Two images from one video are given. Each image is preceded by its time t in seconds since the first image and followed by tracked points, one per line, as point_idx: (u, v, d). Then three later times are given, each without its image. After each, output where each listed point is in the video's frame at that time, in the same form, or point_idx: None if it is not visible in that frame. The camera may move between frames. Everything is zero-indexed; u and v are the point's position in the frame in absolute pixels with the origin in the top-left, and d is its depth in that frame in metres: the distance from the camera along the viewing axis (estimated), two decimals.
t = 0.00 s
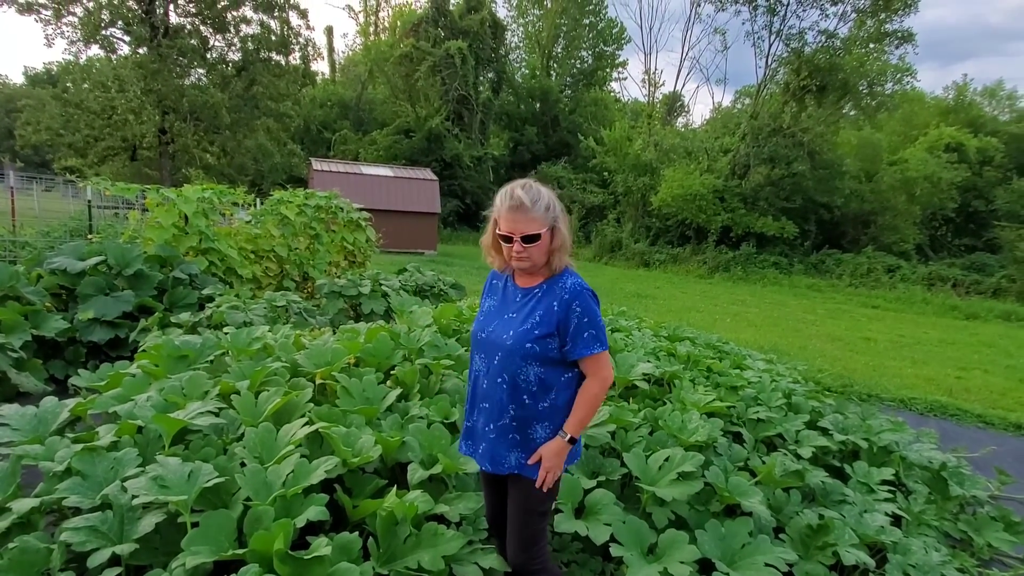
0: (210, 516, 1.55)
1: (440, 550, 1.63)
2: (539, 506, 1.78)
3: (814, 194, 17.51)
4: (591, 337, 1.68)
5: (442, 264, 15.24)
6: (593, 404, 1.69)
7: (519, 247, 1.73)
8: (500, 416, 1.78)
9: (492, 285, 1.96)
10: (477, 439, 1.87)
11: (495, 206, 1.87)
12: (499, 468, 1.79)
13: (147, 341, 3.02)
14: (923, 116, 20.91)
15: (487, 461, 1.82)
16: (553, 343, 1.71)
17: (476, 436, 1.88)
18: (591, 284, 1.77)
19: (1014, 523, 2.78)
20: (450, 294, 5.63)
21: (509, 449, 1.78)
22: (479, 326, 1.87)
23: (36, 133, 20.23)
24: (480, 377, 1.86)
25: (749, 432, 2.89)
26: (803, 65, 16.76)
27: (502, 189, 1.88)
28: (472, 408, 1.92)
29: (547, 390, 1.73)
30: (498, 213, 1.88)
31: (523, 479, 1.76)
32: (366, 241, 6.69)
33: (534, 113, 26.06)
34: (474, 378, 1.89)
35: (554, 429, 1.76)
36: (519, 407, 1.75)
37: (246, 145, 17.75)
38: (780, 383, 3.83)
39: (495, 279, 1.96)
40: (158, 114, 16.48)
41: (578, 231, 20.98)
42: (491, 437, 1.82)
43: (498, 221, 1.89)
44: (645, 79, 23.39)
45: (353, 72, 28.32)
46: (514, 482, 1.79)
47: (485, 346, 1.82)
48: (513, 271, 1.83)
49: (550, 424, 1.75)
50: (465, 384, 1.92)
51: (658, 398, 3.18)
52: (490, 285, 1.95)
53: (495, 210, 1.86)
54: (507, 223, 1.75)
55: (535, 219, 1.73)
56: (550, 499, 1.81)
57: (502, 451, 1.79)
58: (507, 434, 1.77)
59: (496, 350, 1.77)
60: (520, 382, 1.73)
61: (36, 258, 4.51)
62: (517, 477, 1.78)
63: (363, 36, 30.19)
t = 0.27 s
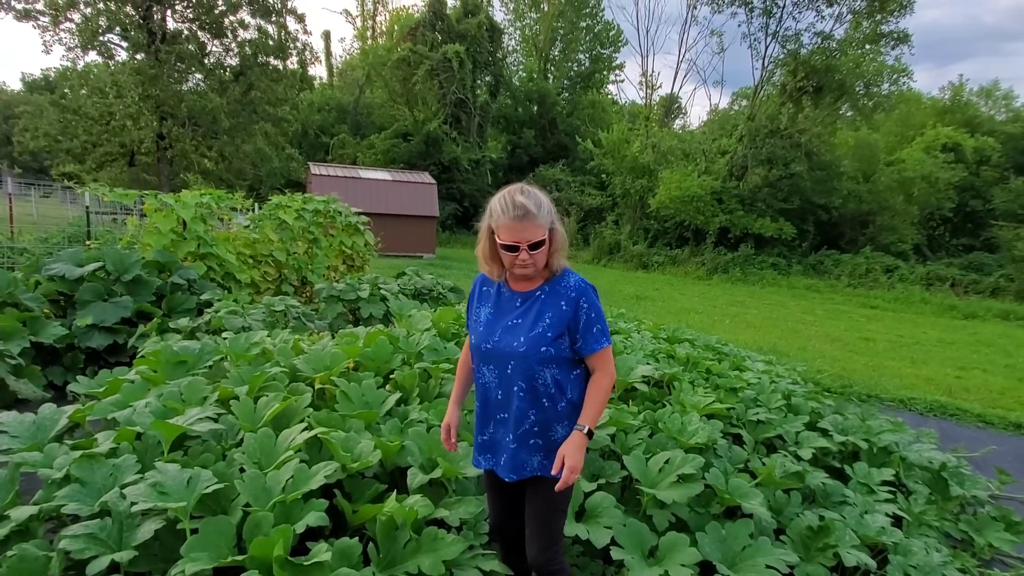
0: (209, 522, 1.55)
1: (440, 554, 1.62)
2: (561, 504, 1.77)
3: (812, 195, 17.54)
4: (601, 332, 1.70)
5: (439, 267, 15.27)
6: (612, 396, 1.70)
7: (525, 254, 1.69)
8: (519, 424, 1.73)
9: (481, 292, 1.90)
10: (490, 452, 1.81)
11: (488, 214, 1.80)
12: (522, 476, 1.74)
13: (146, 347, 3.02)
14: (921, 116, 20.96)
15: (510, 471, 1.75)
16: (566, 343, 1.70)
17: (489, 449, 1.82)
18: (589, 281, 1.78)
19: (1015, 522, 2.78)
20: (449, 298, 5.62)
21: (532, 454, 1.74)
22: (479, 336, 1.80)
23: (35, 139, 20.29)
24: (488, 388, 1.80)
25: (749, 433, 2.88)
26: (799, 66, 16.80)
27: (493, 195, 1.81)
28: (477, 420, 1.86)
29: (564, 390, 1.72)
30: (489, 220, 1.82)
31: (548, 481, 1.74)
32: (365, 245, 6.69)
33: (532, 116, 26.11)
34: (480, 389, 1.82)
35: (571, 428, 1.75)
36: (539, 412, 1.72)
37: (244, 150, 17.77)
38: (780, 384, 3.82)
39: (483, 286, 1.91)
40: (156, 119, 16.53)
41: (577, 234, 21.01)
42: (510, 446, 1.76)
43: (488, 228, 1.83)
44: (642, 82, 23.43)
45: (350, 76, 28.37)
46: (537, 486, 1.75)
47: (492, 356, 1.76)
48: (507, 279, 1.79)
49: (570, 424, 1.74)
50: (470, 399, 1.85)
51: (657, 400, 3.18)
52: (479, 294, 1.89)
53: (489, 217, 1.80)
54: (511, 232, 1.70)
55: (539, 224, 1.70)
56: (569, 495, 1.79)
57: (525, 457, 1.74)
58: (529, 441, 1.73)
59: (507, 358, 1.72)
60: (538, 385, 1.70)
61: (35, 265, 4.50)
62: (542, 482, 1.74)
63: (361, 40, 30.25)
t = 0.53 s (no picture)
0: (205, 533, 1.54)
1: (437, 563, 1.62)
2: (577, 507, 1.75)
3: (807, 201, 17.60)
4: (615, 339, 1.73)
5: (435, 274, 15.29)
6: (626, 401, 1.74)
7: (543, 266, 1.68)
8: (538, 435, 1.72)
9: (482, 302, 1.85)
10: (503, 467, 1.76)
11: (499, 226, 1.76)
12: (543, 488, 1.72)
13: (142, 356, 3.01)
14: (914, 121, 21.07)
15: (531, 485, 1.72)
16: (583, 352, 1.71)
17: (502, 465, 1.77)
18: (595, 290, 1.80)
19: (1012, 527, 2.79)
20: (446, 304, 5.63)
21: (552, 467, 1.71)
22: (488, 350, 1.75)
23: (31, 147, 20.30)
24: (500, 402, 1.75)
25: (745, 440, 2.88)
26: (793, 72, 16.89)
27: (503, 208, 1.78)
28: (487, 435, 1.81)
29: (580, 398, 1.72)
30: (498, 232, 1.78)
31: (567, 489, 1.72)
32: (361, 253, 6.69)
33: (527, 122, 26.20)
34: (489, 404, 1.77)
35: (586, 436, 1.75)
36: (558, 422, 1.71)
37: (240, 157, 17.78)
38: (776, 390, 3.83)
39: (483, 296, 1.86)
40: (153, 127, 16.54)
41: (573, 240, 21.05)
42: (528, 459, 1.73)
43: (495, 240, 1.79)
44: (637, 88, 23.52)
45: (346, 83, 28.43)
46: (556, 495, 1.73)
47: (505, 369, 1.72)
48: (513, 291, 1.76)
49: (586, 431, 1.74)
50: (477, 416, 1.78)
51: (654, 407, 3.18)
52: (481, 305, 1.84)
53: (500, 230, 1.76)
54: (533, 245, 1.68)
55: (556, 237, 1.70)
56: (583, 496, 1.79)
57: (545, 470, 1.72)
58: (549, 452, 1.72)
59: (524, 370, 1.69)
60: (559, 396, 1.69)
61: (31, 274, 4.49)
62: (560, 491, 1.72)
63: (357, 48, 30.35)
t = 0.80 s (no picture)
0: (194, 541, 1.52)
1: (427, 572, 1.61)
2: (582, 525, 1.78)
3: (799, 207, 17.68)
4: (630, 356, 1.78)
5: (429, 280, 15.30)
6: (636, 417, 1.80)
7: (582, 283, 1.66)
8: (559, 452, 1.70)
9: (498, 313, 1.78)
10: (517, 485, 1.72)
11: (537, 239, 1.69)
12: (558, 507, 1.71)
13: (133, 363, 2.99)
14: (904, 129, 21.23)
15: (549, 505, 1.70)
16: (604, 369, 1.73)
17: (516, 484, 1.72)
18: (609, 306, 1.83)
19: (1003, 533, 2.80)
20: (438, 311, 5.62)
21: (568, 485, 1.71)
22: (509, 363, 1.69)
23: (22, 152, 20.23)
24: (519, 418, 1.71)
25: (737, 446, 2.89)
26: (784, 80, 17.01)
27: (539, 220, 1.71)
28: (500, 453, 1.75)
29: (597, 415, 1.74)
30: (530, 244, 1.71)
31: (578, 507, 1.74)
32: (354, 258, 6.68)
33: (521, 129, 26.29)
34: (506, 421, 1.72)
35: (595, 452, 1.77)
36: (577, 440, 1.71)
37: (233, 163, 17.75)
38: (768, 396, 3.84)
39: (499, 306, 1.79)
40: (146, 133, 16.52)
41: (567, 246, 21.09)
42: (544, 478, 1.71)
43: (525, 250, 1.71)
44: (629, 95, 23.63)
45: (339, 89, 28.46)
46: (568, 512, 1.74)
47: (529, 385, 1.67)
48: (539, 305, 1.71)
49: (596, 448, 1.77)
50: (493, 433, 1.72)
51: (646, 414, 3.18)
52: (498, 317, 1.77)
53: (537, 242, 1.68)
54: (578, 264, 1.65)
55: (594, 255, 1.69)
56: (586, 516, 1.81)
57: (561, 489, 1.71)
58: (566, 471, 1.71)
59: (548, 385, 1.66)
60: (582, 413, 1.69)
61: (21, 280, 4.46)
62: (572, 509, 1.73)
63: (351, 54, 30.39)
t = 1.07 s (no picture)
0: (167, 547, 1.50)
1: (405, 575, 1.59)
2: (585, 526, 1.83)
3: (783, 207, 17.82)
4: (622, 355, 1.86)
5: (415, 279, 15.28)
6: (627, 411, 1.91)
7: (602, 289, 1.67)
8: (581, 460, 1.72)
9: (502, 325, 1.69)
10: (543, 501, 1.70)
11: (555, 246, 1.62)
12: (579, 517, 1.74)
13: (110, 366, 2.95)
14: (886, 129, 21.47)
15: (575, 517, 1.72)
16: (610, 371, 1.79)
17: (541, 502, 1.70)
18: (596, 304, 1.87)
19: (980, 529, 2.84)
20: (423, 311, 5.60)
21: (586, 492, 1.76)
22: (529, 378, 1.64)
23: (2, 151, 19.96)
24: (541, 433, 1.67)
25: (718, 444, 2.90)
26: (767, 80, 17.17)
27: (554, 225, 1.64)
28: (521, 471, 1.70)
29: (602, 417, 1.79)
30: (544, 250, 1.63)
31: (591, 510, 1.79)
32: (338, 259, 6.64)
33: (508, 129, 26.32)
34: (528, 437, 1.67)
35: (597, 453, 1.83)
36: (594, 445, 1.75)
37: (218, 163, 17.62)
38: (750, 395, 3.86)
39: (502, 317, 1.70)
40: (128, 132, 16.34)
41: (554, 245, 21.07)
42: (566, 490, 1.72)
43: (542, 259, 1.63)
44: (615, 95, 23.73)
45: (325, 88, 28.33)
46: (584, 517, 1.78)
47: (552, 397, 1.65)
48: (554, 314, 1.65)
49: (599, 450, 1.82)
50: (516, 453, 1.66)
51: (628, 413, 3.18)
52: (505, 329, 1.68)
53: (555, 249, 1.62)
54: (600, 273, 1.63)
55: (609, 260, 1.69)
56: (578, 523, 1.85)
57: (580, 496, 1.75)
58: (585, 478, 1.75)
59: (569, 394, 1.66)
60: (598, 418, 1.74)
61: None
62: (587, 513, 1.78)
63: (336, 53, 30.27)
